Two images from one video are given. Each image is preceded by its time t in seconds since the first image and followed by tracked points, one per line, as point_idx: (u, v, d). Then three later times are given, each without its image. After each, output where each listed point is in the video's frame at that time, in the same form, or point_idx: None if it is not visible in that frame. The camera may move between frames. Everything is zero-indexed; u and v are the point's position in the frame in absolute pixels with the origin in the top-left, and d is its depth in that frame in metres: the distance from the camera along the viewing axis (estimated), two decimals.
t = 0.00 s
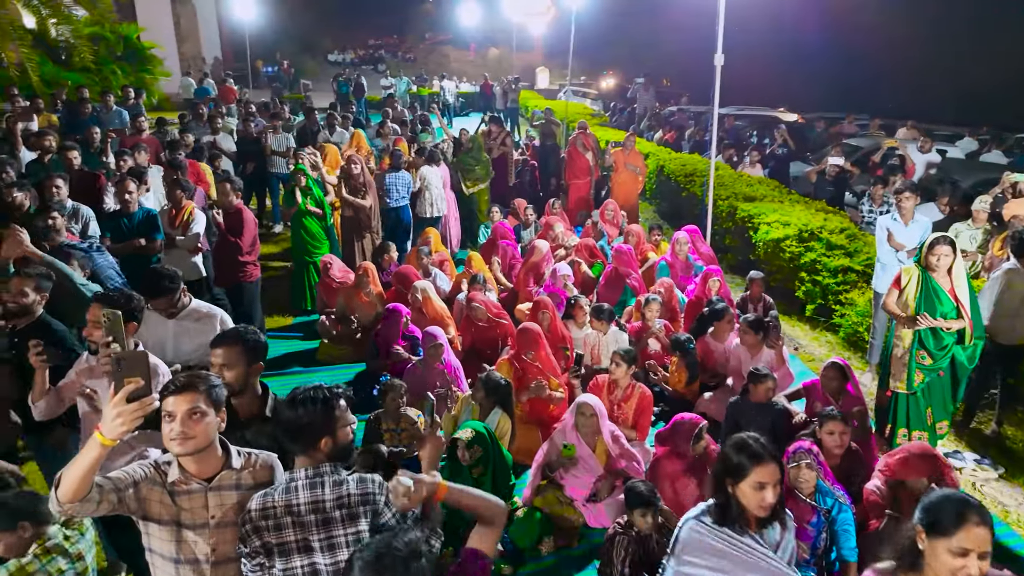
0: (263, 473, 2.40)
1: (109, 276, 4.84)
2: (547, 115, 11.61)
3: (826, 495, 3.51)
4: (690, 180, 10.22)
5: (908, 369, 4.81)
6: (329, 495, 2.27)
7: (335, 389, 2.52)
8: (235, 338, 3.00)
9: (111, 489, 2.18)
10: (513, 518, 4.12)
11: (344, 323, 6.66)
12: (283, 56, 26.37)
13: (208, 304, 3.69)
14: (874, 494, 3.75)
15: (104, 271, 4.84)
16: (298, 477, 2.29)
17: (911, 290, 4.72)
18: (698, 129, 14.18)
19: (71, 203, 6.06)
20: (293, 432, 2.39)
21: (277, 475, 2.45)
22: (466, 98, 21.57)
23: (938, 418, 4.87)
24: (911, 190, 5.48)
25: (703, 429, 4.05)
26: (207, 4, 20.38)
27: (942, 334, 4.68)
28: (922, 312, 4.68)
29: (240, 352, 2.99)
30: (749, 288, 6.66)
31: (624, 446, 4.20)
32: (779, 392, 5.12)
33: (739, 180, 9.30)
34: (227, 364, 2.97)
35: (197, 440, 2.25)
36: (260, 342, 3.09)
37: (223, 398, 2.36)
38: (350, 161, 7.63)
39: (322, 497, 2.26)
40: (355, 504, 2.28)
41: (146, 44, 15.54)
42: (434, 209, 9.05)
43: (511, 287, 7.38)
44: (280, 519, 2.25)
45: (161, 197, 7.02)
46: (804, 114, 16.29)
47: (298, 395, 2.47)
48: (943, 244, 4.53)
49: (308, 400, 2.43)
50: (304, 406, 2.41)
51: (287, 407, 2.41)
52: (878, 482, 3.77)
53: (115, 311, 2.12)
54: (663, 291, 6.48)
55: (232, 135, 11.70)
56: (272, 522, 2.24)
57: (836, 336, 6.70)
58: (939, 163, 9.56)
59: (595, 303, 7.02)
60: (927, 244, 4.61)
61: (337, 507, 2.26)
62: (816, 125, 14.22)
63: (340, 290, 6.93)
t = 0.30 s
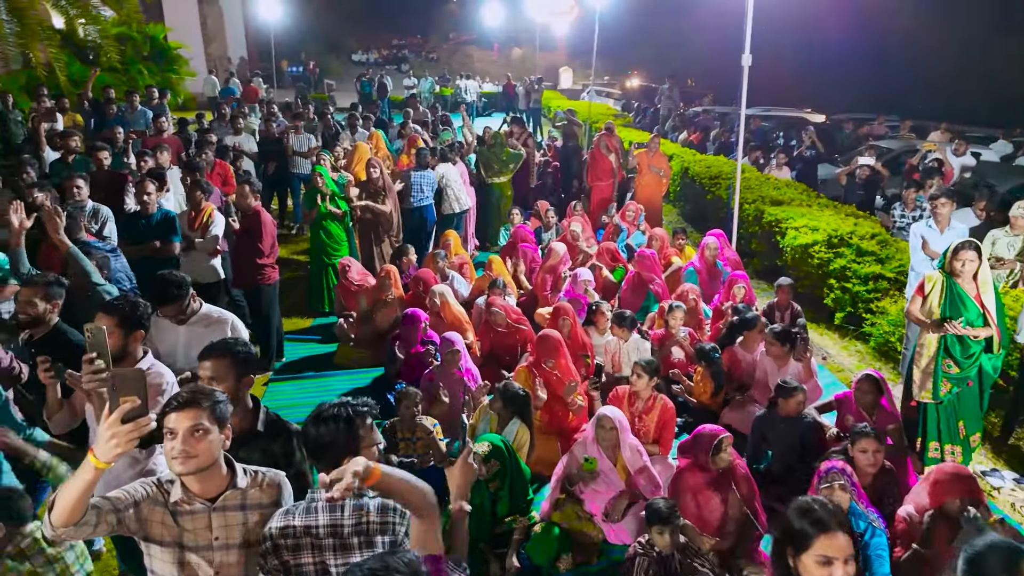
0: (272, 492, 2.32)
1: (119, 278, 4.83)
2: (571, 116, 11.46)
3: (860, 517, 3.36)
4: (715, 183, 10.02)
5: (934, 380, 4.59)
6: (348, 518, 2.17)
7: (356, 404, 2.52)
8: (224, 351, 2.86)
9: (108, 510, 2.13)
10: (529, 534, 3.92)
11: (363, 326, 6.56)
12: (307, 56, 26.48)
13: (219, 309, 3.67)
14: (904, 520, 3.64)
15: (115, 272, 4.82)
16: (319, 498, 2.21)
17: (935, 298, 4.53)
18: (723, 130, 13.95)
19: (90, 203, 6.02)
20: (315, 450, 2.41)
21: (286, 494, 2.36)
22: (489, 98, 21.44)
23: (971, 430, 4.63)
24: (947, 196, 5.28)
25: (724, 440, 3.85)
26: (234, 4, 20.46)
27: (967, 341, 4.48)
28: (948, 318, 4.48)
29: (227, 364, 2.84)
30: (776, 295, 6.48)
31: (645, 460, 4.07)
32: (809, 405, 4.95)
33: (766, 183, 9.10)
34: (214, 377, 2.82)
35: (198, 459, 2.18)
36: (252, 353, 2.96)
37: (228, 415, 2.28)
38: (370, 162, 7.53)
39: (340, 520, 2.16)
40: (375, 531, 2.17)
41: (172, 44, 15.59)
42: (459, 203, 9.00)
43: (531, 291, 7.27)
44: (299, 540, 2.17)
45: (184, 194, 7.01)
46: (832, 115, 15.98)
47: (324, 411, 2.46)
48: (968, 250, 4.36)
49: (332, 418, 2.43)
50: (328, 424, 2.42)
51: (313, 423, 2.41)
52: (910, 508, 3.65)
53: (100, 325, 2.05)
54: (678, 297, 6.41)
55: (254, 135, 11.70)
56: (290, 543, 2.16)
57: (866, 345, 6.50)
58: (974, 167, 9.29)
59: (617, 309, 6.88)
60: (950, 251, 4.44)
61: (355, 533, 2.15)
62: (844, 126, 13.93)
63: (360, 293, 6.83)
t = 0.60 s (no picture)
0: (277, 514, 2.23)
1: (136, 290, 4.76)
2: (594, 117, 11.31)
3: (894, 544, 3.19)
4: (740, 186, 9.81)
5: (968, 393, 4.37)
6: (364, 547, 2.16)
7: (388, 425, 2.40)
8: (216, 366, 2.66)
9: (105, 534, 2.05)
10: (546, 551, 3.86)
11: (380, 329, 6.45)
12: (332, 56, 26.62)
13: (230, 316, 3.61)
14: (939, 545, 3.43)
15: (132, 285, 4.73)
16: (339, 522, 2.22)
17: (968, 307, 4.31)
18: (749, 131, 13.70)
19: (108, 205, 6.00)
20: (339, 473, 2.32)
21: (293, 515, 2.27)
22: (511, 98, 21.31)
23: (1008, 443, 4.40)
24: (984, 202, 5.06)
25: (748, 455, 3.64)
26: (259, 5, 20.53)
27: (1002, 352, 4.26)
28: (982, 329, 4.26)
29: (220, 381, 2.65)
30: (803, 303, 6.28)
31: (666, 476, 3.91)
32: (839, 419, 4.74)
33: (793, 187, 8.87)
34: (204, 394, 2.67)
35: (199, 481, 2.09)
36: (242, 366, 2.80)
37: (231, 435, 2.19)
38: (388, 162, 7.45)
39: (357, 548, 2.16)
40: (389, 566, 2.14)
41: (197, 44, 15.65)
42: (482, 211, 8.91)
43: (550, 295, 7.14)
44: (317, 563, 2.18)
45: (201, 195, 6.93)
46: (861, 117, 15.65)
47: (351, 431, 2.37)
48: (1004, 257, 4.15)
49: (358, 440, 2.32)
50: (353, 446, 2.32)
51: (339, 444, 2.32)
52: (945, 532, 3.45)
53: (80, 341, 2.04)
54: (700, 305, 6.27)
55: (276, 136, 11.70)
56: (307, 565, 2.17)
57: (898, 355, 6.27)
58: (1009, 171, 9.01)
59: (638, 316, 6.72)
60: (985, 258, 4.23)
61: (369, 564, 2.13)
62: (874, 128, 13.62)
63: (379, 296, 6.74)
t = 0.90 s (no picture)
0: (279, 539, 2.12)
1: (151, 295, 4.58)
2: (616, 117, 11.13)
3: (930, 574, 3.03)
4: (766, 189, 9.60)
5: (1015, 416, 4.10)
6: None
7: (408, 451, 2.48)
8: (206, 386, 2.54)
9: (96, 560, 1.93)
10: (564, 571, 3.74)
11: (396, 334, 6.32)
12: (356, 56, 26.67)
13: (240, 323, 3.51)
14: None
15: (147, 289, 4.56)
16: (349, 543, 2.34)
17: (1014, 324, 4.12)
18: (775, 133, 13.44)
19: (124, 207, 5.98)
20: (353, 494, 2.42)
21: (297, 539, 2.16)
22: (534, 98, 21.18)
23: None
24: None
25: (780, 477, 3.48)
26: (285, 5, 20.61)
27: None
28: None
29: (209, 400, 2.54)
30: (832, 310, 6.08)
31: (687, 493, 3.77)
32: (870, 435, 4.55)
33: (821, 191, 8.64)
34: (195, 414, 2.55)
35: (196, 506, 1.99)
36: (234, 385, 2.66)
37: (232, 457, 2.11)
38: (406, 164, 7.35)
39: None
40: None
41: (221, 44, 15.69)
42: (501, 207, 8.99)
43: (570, 301, 6.99)
44: None
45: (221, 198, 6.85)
46: (891, 118, 15.30)
47: (369, 455, 2.44)
48: None
49: (375, 464, 2.41)
50: (366, 470, 2.40)
51: (354, 467, 2.40)
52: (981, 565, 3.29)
53: (63, 360, 2.00)
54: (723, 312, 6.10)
55: (297, 136, 11.66)
56: None
57: (931, 367, 6.05)
58: None
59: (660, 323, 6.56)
60: None
61: None
62: (905, 130, 13.29)
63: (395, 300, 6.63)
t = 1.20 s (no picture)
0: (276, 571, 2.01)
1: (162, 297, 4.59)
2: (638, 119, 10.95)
3: None
4: (792, 192, 9.36)
5: None
6: None
7: (417, 469, 2.49)
8: (200, 404, 2.44)
9: None
10: None
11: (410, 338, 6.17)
12: (379, 56, 26.69)
13: (246, 330, 3.42)
14: None
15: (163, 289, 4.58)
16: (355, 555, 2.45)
17: None
18: (802, 135, 13.15)
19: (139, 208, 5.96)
20: (361, 507, 2.47)
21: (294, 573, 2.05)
22: (556, 98, 20.99)
23: None
24: None
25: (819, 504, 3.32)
26: (308, 5, 20.64)
27: None
28: None
29: (201, 419, 2.44)
30: (861, 320, 5.86)
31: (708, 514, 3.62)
32: (901, 454, 4.34)
33: (849, 195, 8.40)
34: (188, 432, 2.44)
35: (190, 535, 1.89)
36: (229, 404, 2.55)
37: (231, 483, 2.01)
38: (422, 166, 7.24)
39: None
40: None
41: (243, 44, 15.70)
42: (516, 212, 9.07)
43: (588, 307, 6.85)
44: None
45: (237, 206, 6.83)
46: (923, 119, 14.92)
47: (375, 468, 2.49)
48: None
49: (381, 478, 2.45)
50: (370, 483, 2.46)
51: (359, 479, 2.46)
52: None
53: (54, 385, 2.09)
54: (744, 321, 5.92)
55: (316, 136, 11.61)
56: None
57: (964, 380, 5.81)
58: None
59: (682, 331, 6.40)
60: None
61: None
62: (937, 131, 12.94)
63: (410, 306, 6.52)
